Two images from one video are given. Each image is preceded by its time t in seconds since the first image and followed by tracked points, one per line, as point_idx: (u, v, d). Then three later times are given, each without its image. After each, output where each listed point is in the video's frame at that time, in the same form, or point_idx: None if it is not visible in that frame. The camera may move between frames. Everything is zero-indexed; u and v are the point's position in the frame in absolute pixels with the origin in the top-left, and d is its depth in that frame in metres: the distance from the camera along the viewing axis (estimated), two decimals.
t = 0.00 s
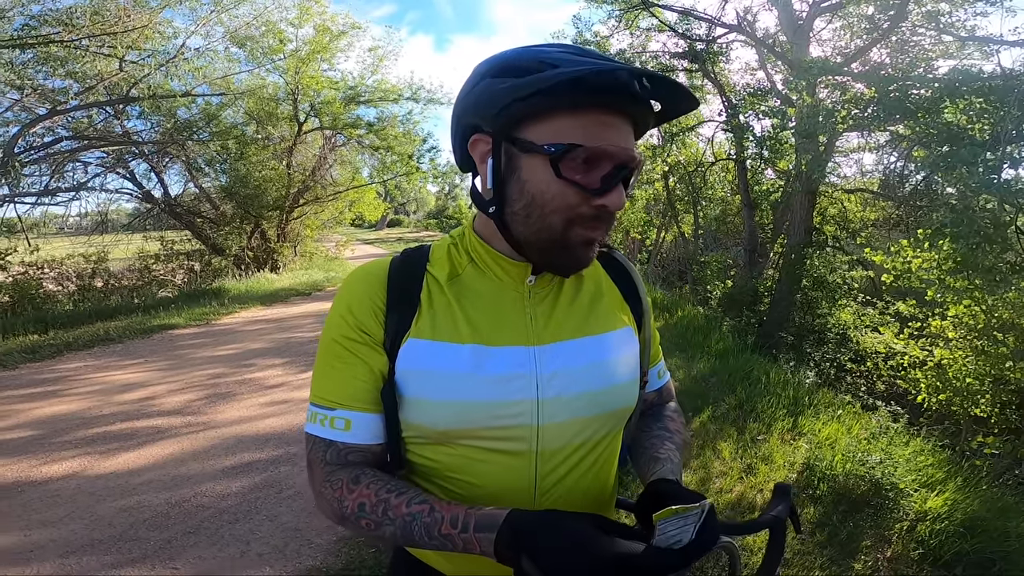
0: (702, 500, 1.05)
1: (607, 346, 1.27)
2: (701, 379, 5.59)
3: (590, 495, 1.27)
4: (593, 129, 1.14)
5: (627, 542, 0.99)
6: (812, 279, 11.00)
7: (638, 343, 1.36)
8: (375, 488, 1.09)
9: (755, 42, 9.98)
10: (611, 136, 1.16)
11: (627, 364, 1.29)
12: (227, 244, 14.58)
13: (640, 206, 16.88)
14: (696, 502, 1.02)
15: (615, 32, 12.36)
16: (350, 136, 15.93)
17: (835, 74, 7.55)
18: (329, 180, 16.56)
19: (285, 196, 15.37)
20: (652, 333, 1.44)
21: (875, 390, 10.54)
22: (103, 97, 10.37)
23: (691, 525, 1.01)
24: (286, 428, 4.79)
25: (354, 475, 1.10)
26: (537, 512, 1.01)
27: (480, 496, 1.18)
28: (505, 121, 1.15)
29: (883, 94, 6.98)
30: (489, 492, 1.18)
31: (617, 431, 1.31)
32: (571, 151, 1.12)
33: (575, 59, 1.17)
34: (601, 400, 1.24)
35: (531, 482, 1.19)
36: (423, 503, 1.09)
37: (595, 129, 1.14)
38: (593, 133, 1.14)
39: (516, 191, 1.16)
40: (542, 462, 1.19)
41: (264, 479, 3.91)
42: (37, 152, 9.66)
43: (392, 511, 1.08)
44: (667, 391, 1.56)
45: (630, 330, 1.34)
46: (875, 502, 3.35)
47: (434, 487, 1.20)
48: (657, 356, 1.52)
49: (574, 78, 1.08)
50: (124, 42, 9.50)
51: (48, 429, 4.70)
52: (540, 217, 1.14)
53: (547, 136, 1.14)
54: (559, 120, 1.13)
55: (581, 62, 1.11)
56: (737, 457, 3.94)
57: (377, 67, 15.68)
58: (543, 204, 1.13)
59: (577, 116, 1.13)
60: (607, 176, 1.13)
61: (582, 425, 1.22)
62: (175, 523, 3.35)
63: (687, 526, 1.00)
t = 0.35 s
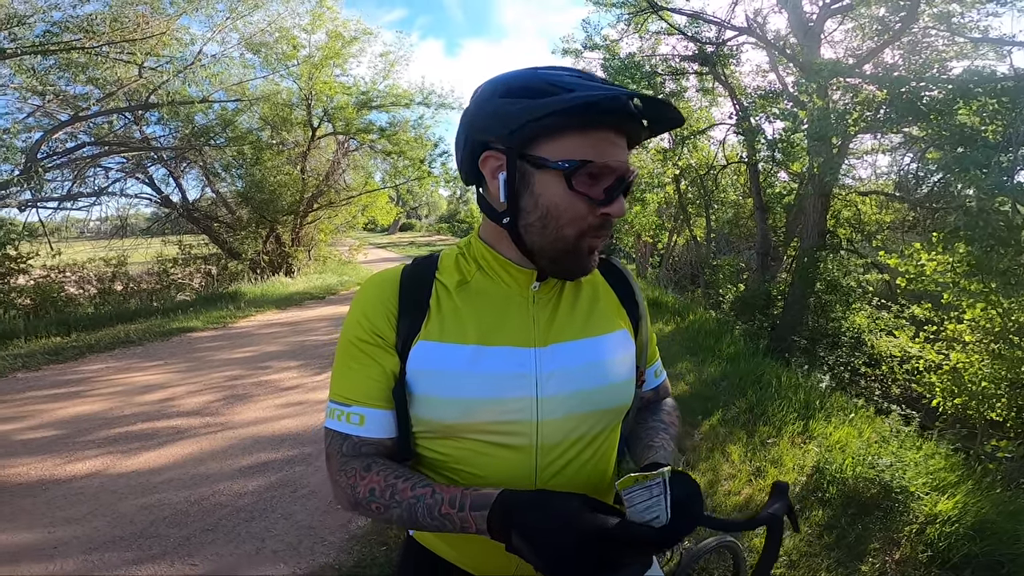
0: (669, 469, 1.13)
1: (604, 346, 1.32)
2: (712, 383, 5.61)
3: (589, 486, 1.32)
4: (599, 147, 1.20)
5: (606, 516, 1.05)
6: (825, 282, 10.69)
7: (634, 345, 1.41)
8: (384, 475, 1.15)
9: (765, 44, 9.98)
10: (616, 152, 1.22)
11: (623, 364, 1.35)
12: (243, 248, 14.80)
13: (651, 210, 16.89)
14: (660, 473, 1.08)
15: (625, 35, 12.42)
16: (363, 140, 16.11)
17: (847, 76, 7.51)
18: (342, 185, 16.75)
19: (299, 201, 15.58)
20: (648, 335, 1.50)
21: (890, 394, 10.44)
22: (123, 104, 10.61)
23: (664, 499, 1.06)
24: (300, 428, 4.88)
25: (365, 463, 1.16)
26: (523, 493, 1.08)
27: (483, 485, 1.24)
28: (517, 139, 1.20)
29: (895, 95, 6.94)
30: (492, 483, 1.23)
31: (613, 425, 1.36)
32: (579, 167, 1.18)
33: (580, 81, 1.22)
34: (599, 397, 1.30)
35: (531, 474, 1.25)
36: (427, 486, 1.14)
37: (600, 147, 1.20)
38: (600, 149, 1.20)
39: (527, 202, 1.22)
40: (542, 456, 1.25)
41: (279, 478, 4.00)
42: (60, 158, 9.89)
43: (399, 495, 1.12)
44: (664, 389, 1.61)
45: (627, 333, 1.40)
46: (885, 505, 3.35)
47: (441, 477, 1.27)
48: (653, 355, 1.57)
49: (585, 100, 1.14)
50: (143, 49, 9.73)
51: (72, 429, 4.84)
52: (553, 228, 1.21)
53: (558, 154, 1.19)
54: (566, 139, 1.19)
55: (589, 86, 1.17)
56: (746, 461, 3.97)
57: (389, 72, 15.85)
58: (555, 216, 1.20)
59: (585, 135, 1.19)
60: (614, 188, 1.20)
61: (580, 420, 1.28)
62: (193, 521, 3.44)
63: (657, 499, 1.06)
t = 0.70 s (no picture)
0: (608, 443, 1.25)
1: (586, 335, 1.41)
2: (714, 379, 5.67)
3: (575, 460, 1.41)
4: (588, 166, 1.27)
5: (561, 488, 1.11)
6: (831, 279, 10.79)
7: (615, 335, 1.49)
8: (382, 450, 1.24)
9: (770, 41, 10.00)
10: (603, 173, 1.29)
11: (604, 352, 1.43)
12: (252, 246, 14.96)
13: (657, 207, 16.94)
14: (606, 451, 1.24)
15: (629, 33, 12.47)
16: (369, 139, 16.22)
17: (850, 73, 7.49)
18: (349, 183, 16.89)
19: (307, 199, 15.72)
20: (631, 326, 1.58)
21: (894, 390, 10.45)
22: (133, 104, 10.77)
23: (613, 477, 1.23)
24: (310, 422, 5.00)
25: (367, 440, 1.26)
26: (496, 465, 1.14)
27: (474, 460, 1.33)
28: (513, 156, 1.28)
29: (898, 93, 6.97)
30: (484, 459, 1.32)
31: (596, 407, 1.44)
32: (568, 185, 1.26)
33: (577, 107, 1.30)
34: (582, 381, 1.38)
35: (517, 452, 1.34)
36: (417, 459, 1.23)
37: (590, 167, 1.27)
38: (590, 170, 1.27)
39: (518, 213, 1.30)
40: (529, 434, 1.34)
41: (289, 470, 4.11)
42: (73, 158, 10.04)
43: (392, 467, 1.22)
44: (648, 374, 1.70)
45: (608, 324, 1.47)
46: (881, 499, 3.43)
47: (438, 455, 1.36)
48: (638, 344, 1.65)
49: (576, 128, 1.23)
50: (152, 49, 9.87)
51: (90, 423, 4.98)
52: (541, 237, 1.29)
53: (550, 171, 1.27)
54: (557, 158, 1.26)
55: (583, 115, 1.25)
56: (745, 455, 4.04)
57: (395, 70, 15.96)
58: (543, 229, 1.28)
59: (576, 157, 1.26)
60: (597, 206, 1.28)
61: (564, 402, 1.36)
62: (207, 511, 3.55)
63: (607, 477, 1.22)
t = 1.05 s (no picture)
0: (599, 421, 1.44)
1: (583, 323, 1.48)
2: (725, 375, 5.69)
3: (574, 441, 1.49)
4: (579, 163, 1.34)
5: (556, 459, 1.16)
6: (847, 274, 10.64)
7: (611, 324, 1.56)
8: (395, 430, 1.32)
9: (782, 36, 9.95)
10: (593, 169, 1.36)
11: (599, 340, 1.50)
12: (269, 244, 15.18)
13: (670, 203, 16.90)
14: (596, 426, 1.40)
15: (640, 30, 12.47)
16: (382, 138, 16.38)
17: (863, 68, 7.41)
18: (363, 182, 17.07)
19: (322, 198, 15.90)
20: (628, 314, 1.64)
21: (910, 387, 10.36)
22: (153, 106, 11.00)
23: (602, 449, 1.38)
24: (326, 416, 5.12)
25: (381, 421, 1.34)
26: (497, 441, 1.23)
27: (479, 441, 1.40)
28: (511, 155, 1.35)
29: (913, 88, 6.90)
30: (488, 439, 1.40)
31: (593, 390, 1.52)
32: (560, 181, 1.33)
33: (570, 110, 1.37)
34: (579, 366, 1.46)
35: (518, 433, 1.42)
36: (427, 437, 1.31)
37: (581, 165, 1.34)
38: (581, 167, 1.34)
39: (514, 207, 1.37)
40: (529, 416, 1.41)
41: (307, 462, 4.23)
42: (96, 159, 10.27)
43: (404, 445, 1.30)
44: (645, 360, 1.79)
45: (604, 314, 1.54)
46: (890, 495, 3.45)
47: (446, 436, 1.44)
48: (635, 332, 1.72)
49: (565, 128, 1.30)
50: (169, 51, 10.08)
51: (116, 417, 5.14)
52: (536, 229, 1.37)
53: (544, 169, 1.34)
54: (550, 156, 1.33)
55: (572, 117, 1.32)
56: (754, 449, 4.07)
57: (407, 69, 16.10)
58: (538, 221, 1.35)
59: (568, 155, 1.33)
60: (588, 201, 1.35)
61: (563, 386, 1.44)
62: (228, 501, 3.68)
63: (597, 447, 1.38)
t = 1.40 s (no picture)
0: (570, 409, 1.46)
1: (570, 324, 1.54)
2: (724, 376, 5.73)
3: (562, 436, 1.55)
4: (576, 163, 1.41)
5: (536, 448, 1.21)
6: (847, 276, 10.70)
7: (599, 323, 1.62)
8: (390, 422, 1.38)
9: (782, 38, 10.00)
10: (590, 171, 1.43)
11: (587, 339, 1.56)
12: (272, 245, 15.25)
13: (671, 204, 16.94)
14: (569, 415, 1.42)
15: (641, 31, 12.53)
16: (384, 139, 16.46)
17: (862, 70, 7.42)
18: (365, 183, 17.15)
19: (324, 199, 15.96)
20: (616, 313, 1.70)
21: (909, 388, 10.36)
22: (156, 107, 11.08)
23: (576, 438, 1.40)
24: (329, 415, 5.19)
25: (377, 414, 1.40)
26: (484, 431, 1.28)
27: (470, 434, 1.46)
28: (515, 154, 1.41)
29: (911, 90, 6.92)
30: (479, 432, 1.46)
31: (580, 387, 1.58)
32: (559, 179, 1.40)
33: (570, 117, 1.45)
34: (566, 363, 1.52)
35: (509, 427, 1.48)
36: (420, 429, 1.36)
37: (580, 167, 1.41)
38: (580, 169, 1.41)
39: (513, 203, 1.43)
40: (518, 411, 1.47)
41: (309, 460, 4.29)
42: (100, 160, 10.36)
43: (398, 436, 1.35)
44: (635, 357, 1.84)
45: (592, 314, 1.60)
46: (884, 494, 3.50)
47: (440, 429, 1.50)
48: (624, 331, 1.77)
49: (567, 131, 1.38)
50: (173, 53, 10.18)
51: (121, 416, 5.21)
52: (532, 225, 1.42)
53: (545, 168, 1.40)
54: (551, 157, 1.40)
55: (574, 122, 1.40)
56: (750, 448, 4.13)
57: (409, 71, 16.18)
58: (536, 218, 1.41)
59: (567, 155, 1.40)
60: (583, 200, 1.43)
61: (552, 383, 1.50)
62: (232, 498, 3.74)
63: (572, 437, 1.39)
